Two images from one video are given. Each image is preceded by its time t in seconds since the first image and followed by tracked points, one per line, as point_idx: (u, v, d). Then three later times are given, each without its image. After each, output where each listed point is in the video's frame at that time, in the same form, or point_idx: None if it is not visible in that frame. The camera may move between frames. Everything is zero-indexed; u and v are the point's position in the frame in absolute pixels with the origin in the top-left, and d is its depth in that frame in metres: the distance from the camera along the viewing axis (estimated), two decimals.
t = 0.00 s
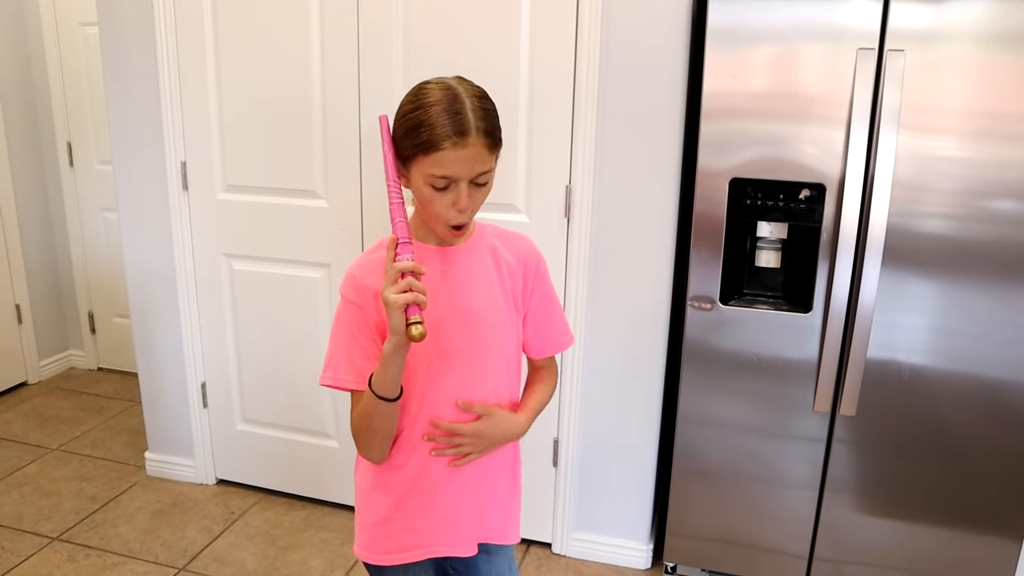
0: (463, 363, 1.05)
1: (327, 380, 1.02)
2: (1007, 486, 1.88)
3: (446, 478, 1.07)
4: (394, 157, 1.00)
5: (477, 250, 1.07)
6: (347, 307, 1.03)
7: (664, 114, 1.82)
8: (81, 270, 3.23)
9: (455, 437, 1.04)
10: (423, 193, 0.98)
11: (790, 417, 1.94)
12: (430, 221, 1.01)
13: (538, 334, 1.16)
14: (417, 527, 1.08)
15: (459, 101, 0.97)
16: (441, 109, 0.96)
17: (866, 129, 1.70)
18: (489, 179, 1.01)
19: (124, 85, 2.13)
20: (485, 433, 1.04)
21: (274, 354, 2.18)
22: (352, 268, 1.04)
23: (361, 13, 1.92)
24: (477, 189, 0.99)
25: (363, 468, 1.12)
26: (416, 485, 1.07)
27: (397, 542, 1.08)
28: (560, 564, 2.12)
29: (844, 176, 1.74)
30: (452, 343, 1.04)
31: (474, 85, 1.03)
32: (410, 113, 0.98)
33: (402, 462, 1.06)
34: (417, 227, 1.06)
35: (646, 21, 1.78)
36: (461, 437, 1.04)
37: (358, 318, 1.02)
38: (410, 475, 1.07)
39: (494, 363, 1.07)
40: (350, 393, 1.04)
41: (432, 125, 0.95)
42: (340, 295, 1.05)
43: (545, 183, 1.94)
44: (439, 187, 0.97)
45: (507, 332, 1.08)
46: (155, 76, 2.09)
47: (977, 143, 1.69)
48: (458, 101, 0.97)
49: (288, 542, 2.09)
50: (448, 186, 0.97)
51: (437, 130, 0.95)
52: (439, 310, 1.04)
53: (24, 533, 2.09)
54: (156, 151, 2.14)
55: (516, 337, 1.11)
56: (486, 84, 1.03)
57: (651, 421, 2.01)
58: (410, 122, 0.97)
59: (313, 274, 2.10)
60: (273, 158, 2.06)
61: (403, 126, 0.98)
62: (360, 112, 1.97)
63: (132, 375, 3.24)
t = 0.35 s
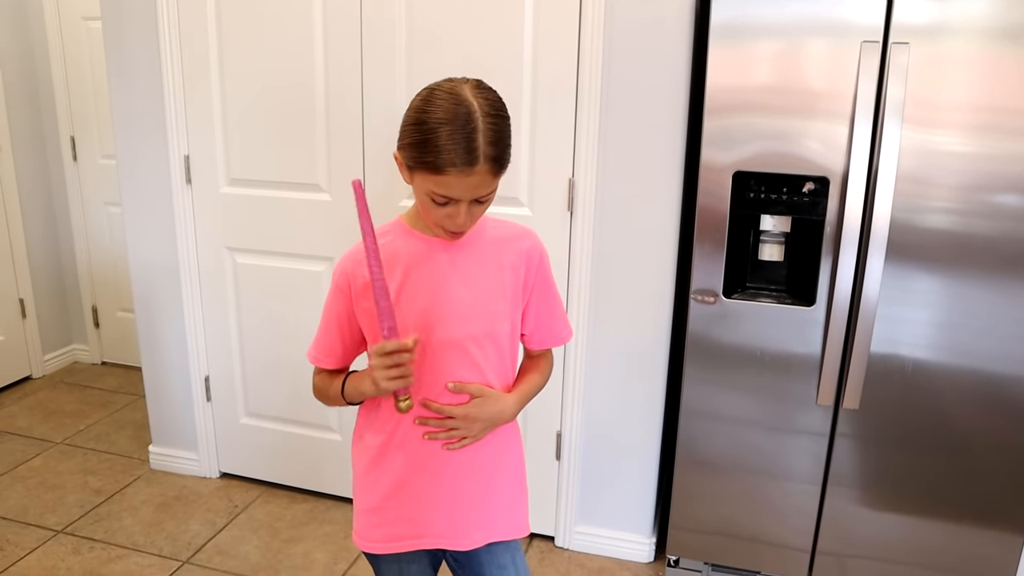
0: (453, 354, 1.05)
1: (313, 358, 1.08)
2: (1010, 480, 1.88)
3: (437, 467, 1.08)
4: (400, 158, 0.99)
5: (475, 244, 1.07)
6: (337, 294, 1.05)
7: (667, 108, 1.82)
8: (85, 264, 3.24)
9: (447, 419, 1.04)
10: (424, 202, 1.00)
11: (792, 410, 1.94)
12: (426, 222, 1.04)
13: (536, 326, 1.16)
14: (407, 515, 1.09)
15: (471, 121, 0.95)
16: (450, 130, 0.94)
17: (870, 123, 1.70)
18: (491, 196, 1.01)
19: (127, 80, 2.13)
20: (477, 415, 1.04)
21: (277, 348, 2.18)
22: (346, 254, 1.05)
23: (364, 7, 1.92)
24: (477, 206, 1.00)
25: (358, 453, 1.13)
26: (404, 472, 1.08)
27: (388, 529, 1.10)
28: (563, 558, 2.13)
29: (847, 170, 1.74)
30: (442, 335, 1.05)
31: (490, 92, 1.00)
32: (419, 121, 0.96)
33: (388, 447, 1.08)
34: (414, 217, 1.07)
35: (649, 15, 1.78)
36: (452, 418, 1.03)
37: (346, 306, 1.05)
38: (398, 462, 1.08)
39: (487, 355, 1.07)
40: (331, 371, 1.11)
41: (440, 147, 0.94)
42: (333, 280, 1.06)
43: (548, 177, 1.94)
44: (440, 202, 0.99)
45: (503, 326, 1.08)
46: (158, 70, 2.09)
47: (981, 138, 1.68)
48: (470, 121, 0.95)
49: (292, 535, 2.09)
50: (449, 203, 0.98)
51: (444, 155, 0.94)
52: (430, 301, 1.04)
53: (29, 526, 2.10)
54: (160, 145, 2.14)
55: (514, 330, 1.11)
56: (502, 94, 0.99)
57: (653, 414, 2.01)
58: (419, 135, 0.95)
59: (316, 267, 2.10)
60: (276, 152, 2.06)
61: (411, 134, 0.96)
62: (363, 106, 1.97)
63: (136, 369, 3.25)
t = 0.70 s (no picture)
0: (439, 340, 1.06)
1: (315, 332, 1.16)
2: (1012, 471, 1.87)
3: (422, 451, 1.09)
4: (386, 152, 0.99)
5: (468, 231, 1.07)
6: (332, 272, 1.11)
7: (670, 97, 1.81)
8: (87, 254, 3.24)
9: (441, 419, 1.06)
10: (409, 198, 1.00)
11: (795, 401, 1.94)
12: (413, 214, 1.05)
13: (534, 313, 1.15)
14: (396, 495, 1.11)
15: (454, 125, 0.93)
16: (431, 135, 0.93)
17: (874, 112, 1.69)
18: (477, 194, 1.01)
19: (129, 69, 2.12)
20: (472, 413, 1.06)
21: (279, 338, 2.18)
22: (341, 234, 1.09)
23: None
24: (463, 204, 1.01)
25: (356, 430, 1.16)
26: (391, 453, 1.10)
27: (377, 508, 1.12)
28: (566, 548, 2.14)
29: (852, 159, 1.73)
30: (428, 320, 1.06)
31: (477, 89, 0.97)
32: (402, 120, 0.95)
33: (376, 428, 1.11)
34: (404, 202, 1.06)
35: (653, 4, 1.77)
36: (447, 419, 1.06)
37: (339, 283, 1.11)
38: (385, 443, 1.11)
39: (477, 342, 1.08)
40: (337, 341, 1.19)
41: (421, 151, 0.93)
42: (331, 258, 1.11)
43: (551, 167, 1.93)
44: (424, 200, 0.99)
45: (494, 314, 1.08)
46: (160, 59, 2.08)
47: (984, 128, 1.67)
48: (454, 124, 0.94)
49: (295, 525, 2.10)
50: (433, 202, 0.99)
51: (425, 159, 0.93)
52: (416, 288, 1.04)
53: (33, 515, 2.10)
54: (162, 134, 2.14)
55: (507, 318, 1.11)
56: (490, 92, 0.97)
57: (656, 404, 2.01)
58: (403, 135, 0.94)
59: (318, 258, 2.10)
60: (278, 141, 2.05)
61: (396, 133, 0.96)
62: (365, 95, 1.96)
63: (139, 359, 3.25)
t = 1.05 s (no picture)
0: (427, 324, 1.07)
1: (304, 315, 1.17)
2: (1015, 464, 1.87)
3: (414, 436, 1.11)
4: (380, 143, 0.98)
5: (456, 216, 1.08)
6: (320, 256, 1.12)
7: (674, 90, 1.80)
8: (90, 247, 3.23)
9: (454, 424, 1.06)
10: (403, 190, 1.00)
11: (798, 394, 1.94)
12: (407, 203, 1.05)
13: (525, 296, 1.16)
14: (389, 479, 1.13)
15: (450, 120, 0.93)
16: (427, 131, 0.92)
17: (880, 105, 1.68)
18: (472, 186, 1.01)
19: (132, 61, 2.11)
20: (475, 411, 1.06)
21: (282, 330, 2.18)
22: (328, 218, 1.10)
23: None
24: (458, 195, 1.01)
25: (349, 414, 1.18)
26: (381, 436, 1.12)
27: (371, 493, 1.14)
28: (569, 540, 2.14)
29: (857, 152, 1.72)
30: (416, 305, 1.07)
31: (473, 82, 0.96)
32: (396, 114, 0.94)
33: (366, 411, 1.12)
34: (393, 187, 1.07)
35: None
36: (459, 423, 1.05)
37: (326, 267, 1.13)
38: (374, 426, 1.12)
39: (465, 325, 1.09)
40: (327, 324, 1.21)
41: (417, 146, 0.93)
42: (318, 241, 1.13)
43: (555, 160, 1.93)
44: (418, 193, 0.99)
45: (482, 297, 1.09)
46: (163, 51, 2.07)
47: (988, 122, 1.67)
48: (450, 120, 0.93)
49: (299, 517, 2.10)
50: (428, 194, 0.99)
51: (422, 155, 0.93)
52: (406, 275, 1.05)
53: (38, 507, 2.11)
54: (165, 126, 2.13)
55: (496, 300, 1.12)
56: (486, 85, 0.96)
57: (660, 396, 2.01)
58: (398, 130, 0.93)
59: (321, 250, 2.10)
60: (281, 134, 2.05)
61: (390, 128, 0.94)
62: (368, 87, 1.96)
63: (142, 352, 3.25)
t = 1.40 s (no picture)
0: (424, 315, 1.07)
1: (300, 308, 1.17)
2: (1018, 458, 1.87)
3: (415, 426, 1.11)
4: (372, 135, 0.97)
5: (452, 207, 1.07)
6: (316, 248, 1.12)
7: (678, 82, 1.79)
8: (93, 238, 3.23)
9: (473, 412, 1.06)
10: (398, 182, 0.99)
11: (802, 387, 1.94)
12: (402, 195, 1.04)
13: (516, 288, 1.15)
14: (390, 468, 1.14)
15: (444, 108, 0.92)
16: (420, 119, 0.91)
17: (885, 97, 1.67)
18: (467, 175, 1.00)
19: (134, 52, 2.10)
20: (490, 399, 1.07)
21: (285, 323, 2.18)
22: (323, 210, 1.10)
23: None
24: (453, 186, 1.00)
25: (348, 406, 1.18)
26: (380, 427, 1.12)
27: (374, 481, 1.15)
28: (571, 533, 2.15)
29: (862, 144, 1.72)
30: (414, 296, 1.07)
31: (463, 69, 0.95)
32: (388, 105, 0.93)
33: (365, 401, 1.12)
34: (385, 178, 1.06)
35: None
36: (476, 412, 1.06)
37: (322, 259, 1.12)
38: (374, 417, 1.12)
39: (462, 315, 1.09)
40: (322, 316, 1.21)
41: (411, 136, 0.92)
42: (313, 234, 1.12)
43: (559, 152, 1.92)
44: (414, 184, 0.98)
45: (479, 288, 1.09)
46: (165, 42, 2.07)
47: (993, 115, 1.66)
48: (443, 108, 0.92)
49: (302, 509, 2.10)
50: (424, 185, 0.98)
51: (417, 145, 0.92)
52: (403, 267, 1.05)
53: (41, 498, 2.11)
54: (167, 118, 2.12)
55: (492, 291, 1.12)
56: (476, 71, 0.95)
57: (662, 389, 2.01)
58: (391, 121, 0.92)
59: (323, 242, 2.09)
60: (284, 125, 2.04)
61: (382, 120, 0.93)
62: (371, 77, 1.95)
63: (145, 344, 3.25)
